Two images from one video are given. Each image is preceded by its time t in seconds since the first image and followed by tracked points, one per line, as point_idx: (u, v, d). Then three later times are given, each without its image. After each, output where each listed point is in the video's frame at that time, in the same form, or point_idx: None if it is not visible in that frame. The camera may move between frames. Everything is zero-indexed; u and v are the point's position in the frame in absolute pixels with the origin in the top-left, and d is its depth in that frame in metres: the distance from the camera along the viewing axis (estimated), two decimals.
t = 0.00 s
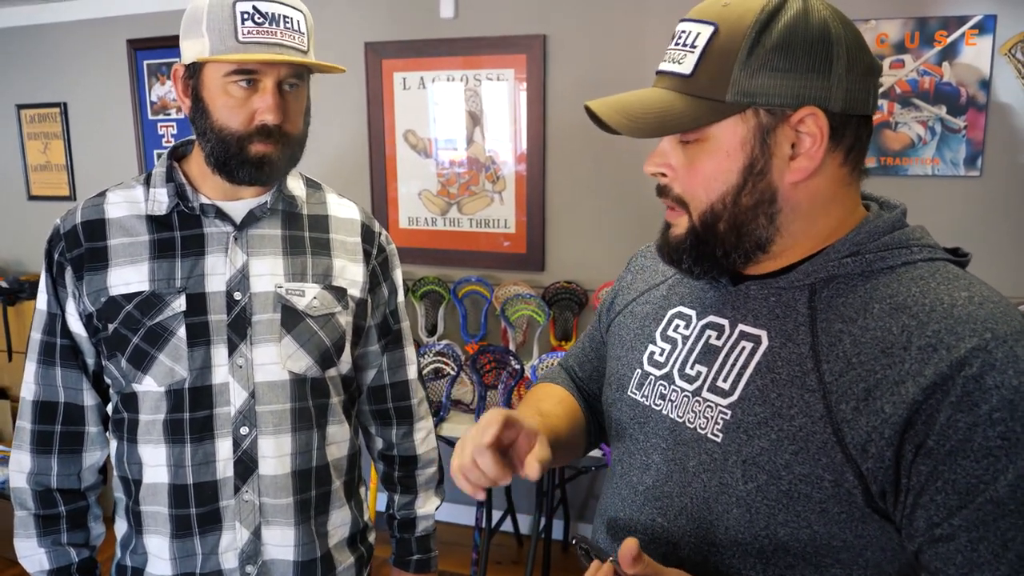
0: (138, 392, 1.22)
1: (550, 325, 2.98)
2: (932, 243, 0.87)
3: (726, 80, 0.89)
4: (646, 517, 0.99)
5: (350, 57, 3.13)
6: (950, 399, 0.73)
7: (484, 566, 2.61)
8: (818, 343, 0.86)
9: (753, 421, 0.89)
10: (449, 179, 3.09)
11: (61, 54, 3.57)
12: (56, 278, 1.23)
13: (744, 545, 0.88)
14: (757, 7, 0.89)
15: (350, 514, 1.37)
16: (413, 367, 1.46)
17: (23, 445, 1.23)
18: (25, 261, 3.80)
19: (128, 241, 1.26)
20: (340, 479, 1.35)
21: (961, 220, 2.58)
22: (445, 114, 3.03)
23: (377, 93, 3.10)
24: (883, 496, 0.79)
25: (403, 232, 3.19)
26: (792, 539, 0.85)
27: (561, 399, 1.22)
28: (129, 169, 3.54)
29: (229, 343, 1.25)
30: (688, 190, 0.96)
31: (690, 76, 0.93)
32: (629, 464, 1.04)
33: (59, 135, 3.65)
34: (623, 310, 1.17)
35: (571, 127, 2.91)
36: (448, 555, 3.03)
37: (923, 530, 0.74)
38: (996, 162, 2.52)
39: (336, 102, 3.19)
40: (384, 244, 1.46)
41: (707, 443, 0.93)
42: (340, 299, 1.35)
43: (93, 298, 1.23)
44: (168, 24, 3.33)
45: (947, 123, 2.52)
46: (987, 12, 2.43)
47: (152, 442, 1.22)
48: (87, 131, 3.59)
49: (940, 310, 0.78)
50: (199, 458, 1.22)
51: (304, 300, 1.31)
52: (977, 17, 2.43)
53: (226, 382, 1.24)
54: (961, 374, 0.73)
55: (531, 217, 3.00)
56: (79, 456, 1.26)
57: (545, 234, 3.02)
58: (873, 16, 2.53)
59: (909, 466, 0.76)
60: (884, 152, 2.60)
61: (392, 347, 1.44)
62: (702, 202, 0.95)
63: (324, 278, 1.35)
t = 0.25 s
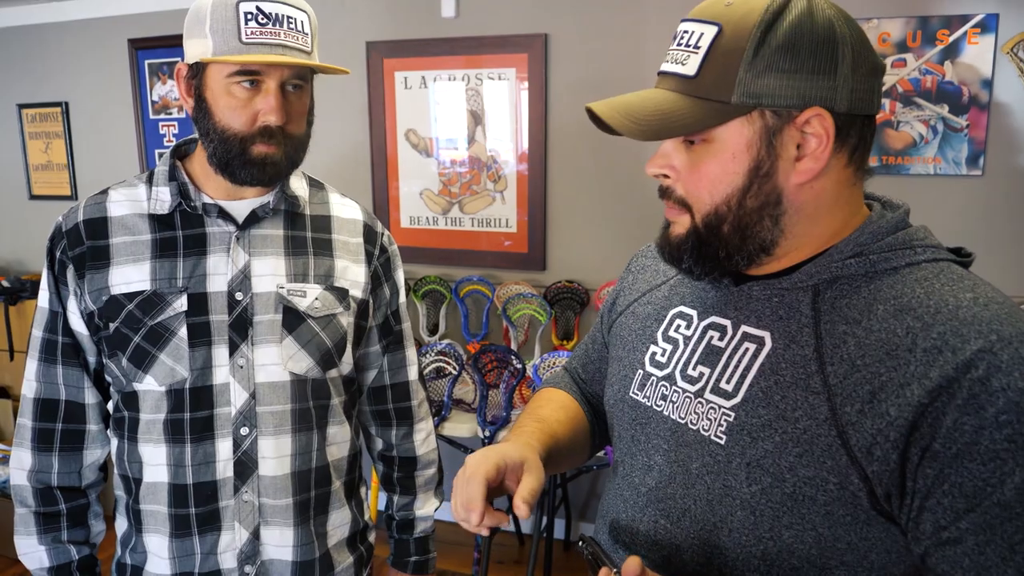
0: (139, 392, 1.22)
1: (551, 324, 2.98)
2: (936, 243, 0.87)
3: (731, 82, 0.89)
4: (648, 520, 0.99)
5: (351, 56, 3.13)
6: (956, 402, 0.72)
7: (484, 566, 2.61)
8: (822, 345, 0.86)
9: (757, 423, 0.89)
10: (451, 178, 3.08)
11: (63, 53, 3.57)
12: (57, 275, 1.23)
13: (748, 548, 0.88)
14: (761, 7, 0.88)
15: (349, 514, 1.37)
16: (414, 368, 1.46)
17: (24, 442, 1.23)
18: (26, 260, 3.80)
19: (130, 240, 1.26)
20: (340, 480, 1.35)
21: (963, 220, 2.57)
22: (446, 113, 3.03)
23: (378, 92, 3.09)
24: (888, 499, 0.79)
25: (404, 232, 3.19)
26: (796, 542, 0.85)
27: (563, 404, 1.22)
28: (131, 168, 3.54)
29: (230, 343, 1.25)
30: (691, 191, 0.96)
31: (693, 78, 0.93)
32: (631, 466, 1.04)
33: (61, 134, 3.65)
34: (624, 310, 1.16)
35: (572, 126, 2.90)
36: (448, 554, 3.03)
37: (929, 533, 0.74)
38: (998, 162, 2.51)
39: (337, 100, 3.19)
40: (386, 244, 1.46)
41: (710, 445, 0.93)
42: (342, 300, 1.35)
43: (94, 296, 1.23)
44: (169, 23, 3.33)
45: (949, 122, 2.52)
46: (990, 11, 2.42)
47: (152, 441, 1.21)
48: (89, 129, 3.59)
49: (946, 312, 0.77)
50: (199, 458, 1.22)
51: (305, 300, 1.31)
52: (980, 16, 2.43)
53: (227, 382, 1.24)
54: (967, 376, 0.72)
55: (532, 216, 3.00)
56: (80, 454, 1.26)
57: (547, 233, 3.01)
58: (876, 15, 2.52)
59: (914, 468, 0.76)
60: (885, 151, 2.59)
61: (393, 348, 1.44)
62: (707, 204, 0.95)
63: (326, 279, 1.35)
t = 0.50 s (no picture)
0: (141, 391, 1.22)
1: (553, 324, 2.98)
2: (937, 244, 0.87)
3: (740, 74, 0.89)
4: (647, 521, 0.99)
5: (354, 55, 3.13)
6: (955, 404, 0.72)
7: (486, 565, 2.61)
8: (821, 346, 0.86)
9: (755, 425, 0.89)
10: (453, 177, 3.08)
11: (65, 53, 3.58)
12: (59, 275, 1.23)
13: (746, 549, 0.88)
14: (770, 4, 0.88)
15: (352, 513, 1.37)
16: (417, 366, 1.46)
17: (26, 441, 1.23)
18: (29, 259, 3.81)
19: (132, 239, 1.26)
20: (342, 479, 1.35)
21: (966, 220, 2.57)
22: (448, 113, 3.03)
23: (380, 91, 3.10)
24: (887, 501, 0.79)
25: (406, 231, 3.19)
26: (795, 544, 0.84)
27: (569, 407, 1.22)
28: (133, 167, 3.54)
29: (232, 342, 1.25)
30: (695, 184, 0.95)
31: (702, 70, 0.92)
32: (631, 466, 1.04)
33: (63, 133, 3.65)
34: (626, 311, 1.16)
35: (574, 126, 2.90)
36: (450, 554, 3.04)
37: (927, 535, 0.74)
38: (1001, 161, 2.50)
39: (339, 100, 3.19)
40: (389, 243, 1.46)
41: (708, 446, 0.93)
42: (344, 299, 1.35)
43: (96, 296, 1.23)
44: (171, 22, 3.33)
45: (952, 122, 2.51)
46: (993, 11, 2.42)
47: (154, 440, 1.22)
48: (91, 129, 3.60)
49: (945, 314, 0.77)
50: (201, 457, 1.22)
51: (307, 300, 1.31)
52: (983, 15, 2.42)
53: (229, 381, 1.24)
54: (965, 378, 0.72)
55: (534, 216, 3.00)
56: (82, 453, 1.26)
57: (549, 233, 3.01)
58: (878, 15, 2.51)
59: (913, 470, 0.76)
60: (888, 151, 2.59)
61: (396, 346, 1.44)
62: (711, 196, 0.94)
63: (328, 278, 1.35)
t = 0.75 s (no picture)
0: (143, 388, 1.22)
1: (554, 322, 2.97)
2: (936, 243, 0.87)
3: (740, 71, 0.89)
4: (646, 520, 0.99)
5: (355, 54, 3.13)
6: (952, 401, 0.72)
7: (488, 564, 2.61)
8: (819, 345, 0.86)
9: (753, 424, 0.89)
10: (454, 176, 3.08)
11: (67, 52, 3.58)
12: (61, 274, 1.23)
13: (744, 549, 0.88)
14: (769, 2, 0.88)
15: (355, 511, 1.37)
16: (419, 363, 1.46)
17: (29, 440, 1.24)
18: (31, 258, 3.81)
19: (133, 238, 1.26)
20: (345, 476, 1.35)
21: (969, 219, 2.56)
22: (449, 112, 3.03)
23: (382, 90, 3.10)
24: (885, 500, 0.79)
25: (407, 230, 3.19)
26: (793, 543, 0.84)
27: (570, 405, 1.23)
28: (134, 167, 3.55)
29: (234, 340, 1.25)
30: (694, 180, 0.95)
31: (702, 66, 0.92)
32: (629, 466, 1.04)
33: (65, 132, 3.66)
34: (626, 312, 1.17)
35: (576, 124, 2.90)
36: (453, 552, 3.04)
37: (925, 533, 0.74)
38: (1004, 160, 2.50)
39: (341, 99, 3.19)
40: (391, 240, 1.46)
41: (706, 445, 0.93)
42: (346, 296, 1.35)
43: (98, 294, 1.24)
44: (173, 21, 3.33)
45: (955, 121, 2.51)
46: (995, 10, 2.41)
47: (157, 438, 1.22)
48: (93, 128, 3.60)
49: (942, 311, 0.77)
50: (204, 455, 1.22)
51: (309, 297, 1.31)
52: (985, 14, 2.42)
53: (231, 379, 1.24)
54: (963, 375, 0.72)
55: (536, 214, 3.00)
56: (85, 451, 1.26)
57: (551, 232, 3.01)
58: (881, 14, 2.51)
59: (911, 469, 0.76)
60: (891, 150, 2.59)
61: (398, 344, 1.44)
62: (710, 192, 0.94)
63: (330, 275, 1.35)
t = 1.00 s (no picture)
0: (145, 385, 1.22)
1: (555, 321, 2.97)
2: (937, 242, 0.87)
3: (744, 66, 0.89)
4: (647, 519, 0.99)
5: (356, 53, 3.13)
6: (957, 401, 0.72)
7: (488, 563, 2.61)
8: (822, 345, 0.86)
9: (756, 423, 0.89)
10: (455, 175, 3.09)
11: (67, 50, 3.58)
12: (63, 271, 1.24)
13: (746, 548, 0.88)
14: None
15: (355, 509, 1.37)
16: (420, 362, 1.46)
17: (30, 437, 1.24)
18: (31, 256, 3.82)
19: (135, 235, 1.26)
20: (346, 474, 1.36)
21: (969, 219, 2.56)
22: (450, 110, 3.03)
23: (382, 89, 3.10)
24: (888, 500, 0.79)
25: (408, 228, 3.20)
26: (795, 542, 0.85)
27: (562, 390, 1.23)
28: (134, 165, 3.55)
29: (235, 338, 1.25)
30: (695, 175, 0.95)
31: (705, 61, 0.92)
32: (629, 466, 1.04)
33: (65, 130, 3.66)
34: (623, 311, 1.17)
35: (577, 124, 2.90)
36: (453, 551, 3.04)
37: (929, 533, 0.74)
38: (1005, 160, 2.50)
39: (341, 97, 3.19)
40: (391, 239, 1.46)
41: (709, 445, 0.93)
42: (347, 294, 1.36)
43: (99, 292, 1.24)
44: (173, 20, 3.33)
45: (955, 121, 2.51)
46: (996, 9, 2.41)
47: (159, 435, 1.22)
48: (93, 126, 3.60)
49: (946, 311, 0.77)
50: (206, 452, 1.22)
51: (310, 295, 1.31)
52: (986, 14, 2.42)
53: (232, 376, 1.25)
54: (967, 375, 0.72)
55: (537, 213, 3.00)
56: (86, 449, 1.27)
57: (551, 230, 3.01)
58: (882, 13, 2.51)
59: (915, 469, 0.76)
60: (891, 149, 2.59)
61: (399, 342, 1.44)
62: (712, 188, 0.94)
63: (331, 273, 1.35)
